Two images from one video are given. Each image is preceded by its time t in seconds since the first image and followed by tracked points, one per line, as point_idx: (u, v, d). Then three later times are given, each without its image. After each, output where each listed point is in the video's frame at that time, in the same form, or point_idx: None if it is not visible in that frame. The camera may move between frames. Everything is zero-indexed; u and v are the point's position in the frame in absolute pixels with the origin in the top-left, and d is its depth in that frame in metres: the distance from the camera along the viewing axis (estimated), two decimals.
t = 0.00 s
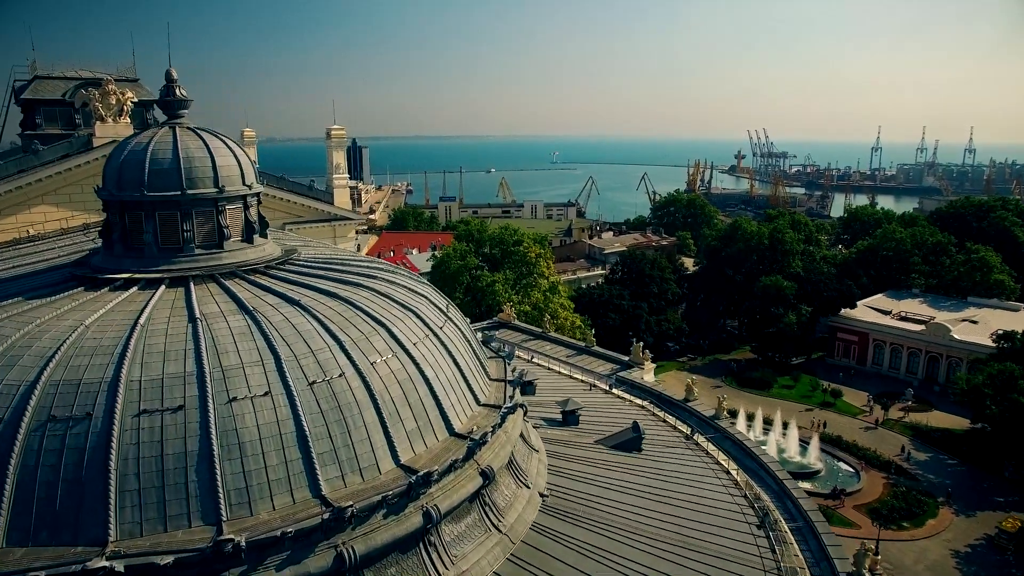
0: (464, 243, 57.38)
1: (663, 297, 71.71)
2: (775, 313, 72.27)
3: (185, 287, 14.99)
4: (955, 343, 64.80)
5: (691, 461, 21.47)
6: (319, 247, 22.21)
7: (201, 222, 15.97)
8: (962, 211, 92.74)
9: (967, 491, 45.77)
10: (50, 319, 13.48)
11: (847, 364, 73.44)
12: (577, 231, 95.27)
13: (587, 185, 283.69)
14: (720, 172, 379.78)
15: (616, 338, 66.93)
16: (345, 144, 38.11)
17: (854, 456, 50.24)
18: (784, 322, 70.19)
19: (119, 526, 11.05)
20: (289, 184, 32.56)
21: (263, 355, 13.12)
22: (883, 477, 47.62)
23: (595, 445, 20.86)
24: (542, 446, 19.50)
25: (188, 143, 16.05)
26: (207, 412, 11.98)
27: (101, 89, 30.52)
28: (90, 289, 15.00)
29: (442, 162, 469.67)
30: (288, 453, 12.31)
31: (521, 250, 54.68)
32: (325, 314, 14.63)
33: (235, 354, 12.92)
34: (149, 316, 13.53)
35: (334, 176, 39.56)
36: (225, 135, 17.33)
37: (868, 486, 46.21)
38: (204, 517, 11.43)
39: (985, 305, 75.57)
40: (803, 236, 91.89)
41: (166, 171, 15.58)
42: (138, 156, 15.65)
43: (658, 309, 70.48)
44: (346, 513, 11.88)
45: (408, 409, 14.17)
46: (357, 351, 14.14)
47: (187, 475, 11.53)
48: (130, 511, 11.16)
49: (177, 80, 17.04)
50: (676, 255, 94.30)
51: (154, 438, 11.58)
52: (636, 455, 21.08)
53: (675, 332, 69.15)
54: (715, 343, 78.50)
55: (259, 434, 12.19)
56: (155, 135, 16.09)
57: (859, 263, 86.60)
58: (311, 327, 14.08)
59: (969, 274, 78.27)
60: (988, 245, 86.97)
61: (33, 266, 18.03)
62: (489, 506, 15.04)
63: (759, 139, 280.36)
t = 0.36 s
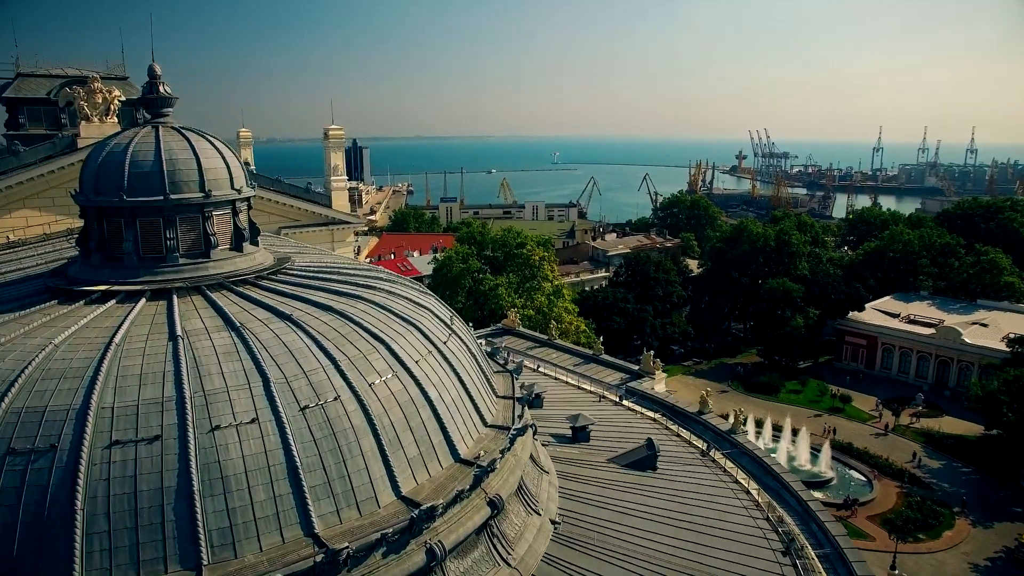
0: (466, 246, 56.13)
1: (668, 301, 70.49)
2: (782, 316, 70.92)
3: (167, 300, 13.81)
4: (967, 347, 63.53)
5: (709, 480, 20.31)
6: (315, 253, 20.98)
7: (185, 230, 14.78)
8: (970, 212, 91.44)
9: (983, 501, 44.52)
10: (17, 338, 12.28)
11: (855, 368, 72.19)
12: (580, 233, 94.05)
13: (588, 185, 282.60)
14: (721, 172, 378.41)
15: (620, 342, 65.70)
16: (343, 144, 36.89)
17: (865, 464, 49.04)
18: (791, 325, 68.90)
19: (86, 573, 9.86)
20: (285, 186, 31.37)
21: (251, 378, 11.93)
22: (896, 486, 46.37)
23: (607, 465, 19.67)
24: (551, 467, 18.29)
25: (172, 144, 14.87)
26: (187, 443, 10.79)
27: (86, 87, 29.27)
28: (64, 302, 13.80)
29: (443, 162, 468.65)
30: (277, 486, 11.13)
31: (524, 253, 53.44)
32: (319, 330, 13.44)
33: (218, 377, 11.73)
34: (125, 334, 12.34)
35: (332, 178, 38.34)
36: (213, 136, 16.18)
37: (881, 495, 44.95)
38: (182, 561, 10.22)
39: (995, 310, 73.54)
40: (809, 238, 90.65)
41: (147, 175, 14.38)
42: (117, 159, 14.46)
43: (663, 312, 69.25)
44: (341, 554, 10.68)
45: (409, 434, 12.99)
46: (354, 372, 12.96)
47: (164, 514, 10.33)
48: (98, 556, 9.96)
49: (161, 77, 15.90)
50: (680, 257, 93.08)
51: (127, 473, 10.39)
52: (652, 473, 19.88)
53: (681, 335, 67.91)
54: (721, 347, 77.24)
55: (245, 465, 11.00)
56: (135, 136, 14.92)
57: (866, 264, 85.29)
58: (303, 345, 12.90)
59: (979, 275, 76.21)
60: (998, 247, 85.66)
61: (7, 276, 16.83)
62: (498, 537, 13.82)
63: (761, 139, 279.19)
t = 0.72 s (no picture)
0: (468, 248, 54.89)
1: (673, 303, 69.26)
2: (788, 319, 69.51)
3: (144, 315, 12.61)
4: (978, 351, 62.28)
5: (728, 502, 19.10)
6: (309, 260, 19.79)
7: (165, 237, 13.60)
8: (977, 213, 90.27)
9: (999, 511, 43.22)
10: None
11: (863, 372, 71.02)
12: (583, 234, 92.81)
13: (589, 185, 281.48)
14: (722, 173, 376.95)
15: (625, 346, 64.46)
16: (340, 145, 35.68)
17: (877, 471, 47.87)
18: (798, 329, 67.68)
19: None
20: (281, 188, 30.21)
21: (233, 404, 10.74)
22: (909, 495, 45.09)
23: (620, 486, 18.48)
24: (562, 489, 17.10)
25: (151, 144, 13.69)
26: (159, 480, 9.60)
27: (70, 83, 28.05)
28: (30, 316, 12.61)
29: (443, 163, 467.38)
30: (260, 526, 9.93)
31: (527, 256, 52.20)
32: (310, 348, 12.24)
33: (196, 402, 10.55)
34: (96, 354, 11.16)
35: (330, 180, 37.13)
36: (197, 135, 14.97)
37: (894, 505, 43.69)
38: None
39: (1004, 311, 72.83)
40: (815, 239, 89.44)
41: (124, 177, 13.20)
42: (90, 161, 13.28)
43: (668, 315, 68.02)
44: None
45: (408, 464, 11.79)
46: (348, 395, 11.78)
47: (132, 562, 9.15)
48: None
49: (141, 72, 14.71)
50: (684, 258, 91.85)
51: (91, 513, 9.23)
52: (667, 494, 18.72)
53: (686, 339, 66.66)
54: (726, 351, 75.99)
55: (224, 504, 9.82)
56: (111, 135, 13.75)
57: (873, 266, 84.07)
58: (293, 367, 11.72)
59: (988, 278, 75.34)
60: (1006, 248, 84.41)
61: None
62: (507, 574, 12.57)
63: (762, 139, 277.83)
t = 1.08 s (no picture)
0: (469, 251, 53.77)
1: (677, 306, 68.11)
2: (794, 322, 68.35)
3: (115, 330, 11.44)
4: (988, 355, 61.13)
5: (748, 524, 17.91)
6: (301, 267, 18.60)
7: (139, 244, 12.42)
8: (984, 214, 89.10)
9: (1016, 521, 41.99)
10: None
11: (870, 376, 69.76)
12: (585, 235, 91.66)
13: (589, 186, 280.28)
14: (723, 174, 375.69)
15: (628, 349, 63.30)
16: (337, 146, 34.57)
17: (888, 480, 46.68)
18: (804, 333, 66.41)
19: None
20: (274, 191, 29.08)
21: (209, 435, 9.57)
22: (923, 504, 43.89)
23: (632, 509, 17.30)
24: (573, 515, 15.92)
25: (124, 143, 12.52)
26: (121, 526, 8.43)
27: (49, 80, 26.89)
28: None
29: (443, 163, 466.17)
30: None
31: (529, 258, 51.02)
32: (297, 369, 11.09)
33: (165, 434, 9.38)
34: (56, 377, 10.00)
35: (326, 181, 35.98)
36: (177, 133, 13.80)
37: (907, 515, 42.51)
38: None
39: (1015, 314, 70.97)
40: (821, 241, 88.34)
41: (94, 178, 12.03)
42: (57, 161, 12.12)
43: (672, 318, 66.89)
44: None
45: (406, 499, 10.61)
46: (338, 423, 10.62)
47: None
48: None
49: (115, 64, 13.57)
50: (688, 260, 90.74)
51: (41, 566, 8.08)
52: (683, 517, 17.54)
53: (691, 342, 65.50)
54: (731, 354, 74.77)
55: (196, 552, 8.65)
56: (81, 133, 12.58)
57: (879, 268, 82.92)
58: (278, 390, 10.56)
59: (996, 279, 73.14)
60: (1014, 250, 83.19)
61: None
62: None
63: (763, 140, 276.66)
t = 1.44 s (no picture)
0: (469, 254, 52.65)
1: (682, 309, 66.90)
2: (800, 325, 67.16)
3: (77, 351, 10.28)
4: (999, 359, 59.97)
5: (768, 550, 16.74)
6: (290, 275, 17.40)
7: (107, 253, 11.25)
8: (991, 215, 87.93)
9: None
10: None
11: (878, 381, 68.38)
12: (587, 237, 90.49)
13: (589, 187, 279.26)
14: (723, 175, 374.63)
15: (632, 354, 62.14)
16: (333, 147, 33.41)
17: (899, 488, 45.54)
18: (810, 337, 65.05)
19: None
20: (265, 193, 27.96)
21: (175, 475, 8.42)
22: (936, 514, 42.70)
23: (644, 536, 16.16)
24: (582, 544, 14.77)
25: (90, 142, 11.35)
26: None
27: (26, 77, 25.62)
28: None
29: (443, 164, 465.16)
30: None
31: (530, 262, 49.76)
32: (278, 395, 9.93)
33: (124, 473, 8.25)
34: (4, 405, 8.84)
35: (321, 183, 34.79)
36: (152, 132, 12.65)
37: (920, 525, 41.35)
38: None
39: None
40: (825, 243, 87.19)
41: (55, 180, 10.86)
42: (15, 161, 10.96)
43: (676, 322, 65.72)
44: None
45: (400, 541, 9.45)
46: (324, 456, 9.47)
47: None
48: None
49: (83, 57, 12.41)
50: (691, 262, 89.60)
51: None
52: (699, 542, 16.40)
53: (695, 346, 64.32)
54: (736, 358, 73.59)
55: None
56: (43, 131, 11.42)
57: (885, 270, 81.74)
58: (256, 420, 9.41)
59: (1005, 283, 71.69)
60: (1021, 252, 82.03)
61: None
62: None
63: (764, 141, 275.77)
